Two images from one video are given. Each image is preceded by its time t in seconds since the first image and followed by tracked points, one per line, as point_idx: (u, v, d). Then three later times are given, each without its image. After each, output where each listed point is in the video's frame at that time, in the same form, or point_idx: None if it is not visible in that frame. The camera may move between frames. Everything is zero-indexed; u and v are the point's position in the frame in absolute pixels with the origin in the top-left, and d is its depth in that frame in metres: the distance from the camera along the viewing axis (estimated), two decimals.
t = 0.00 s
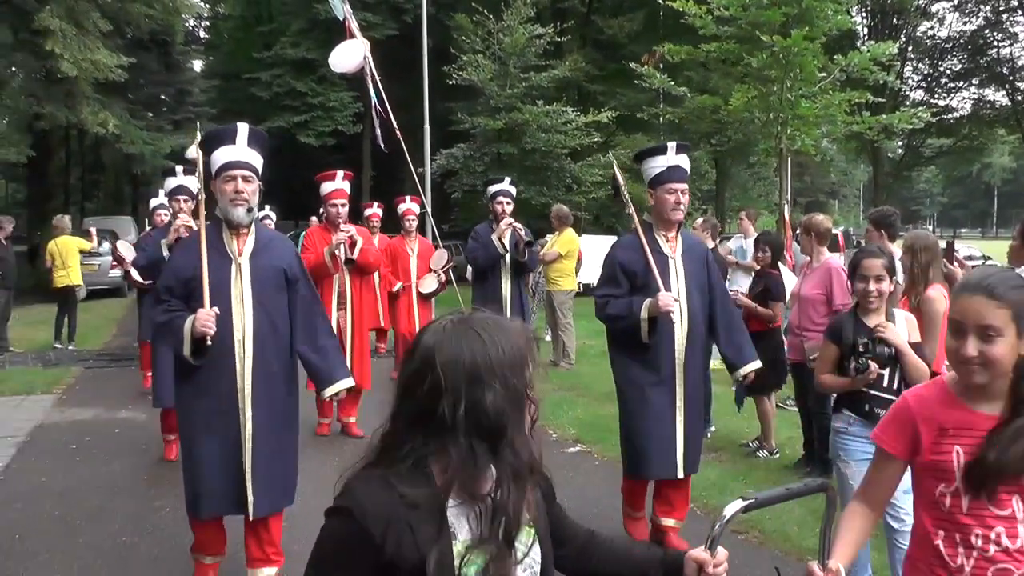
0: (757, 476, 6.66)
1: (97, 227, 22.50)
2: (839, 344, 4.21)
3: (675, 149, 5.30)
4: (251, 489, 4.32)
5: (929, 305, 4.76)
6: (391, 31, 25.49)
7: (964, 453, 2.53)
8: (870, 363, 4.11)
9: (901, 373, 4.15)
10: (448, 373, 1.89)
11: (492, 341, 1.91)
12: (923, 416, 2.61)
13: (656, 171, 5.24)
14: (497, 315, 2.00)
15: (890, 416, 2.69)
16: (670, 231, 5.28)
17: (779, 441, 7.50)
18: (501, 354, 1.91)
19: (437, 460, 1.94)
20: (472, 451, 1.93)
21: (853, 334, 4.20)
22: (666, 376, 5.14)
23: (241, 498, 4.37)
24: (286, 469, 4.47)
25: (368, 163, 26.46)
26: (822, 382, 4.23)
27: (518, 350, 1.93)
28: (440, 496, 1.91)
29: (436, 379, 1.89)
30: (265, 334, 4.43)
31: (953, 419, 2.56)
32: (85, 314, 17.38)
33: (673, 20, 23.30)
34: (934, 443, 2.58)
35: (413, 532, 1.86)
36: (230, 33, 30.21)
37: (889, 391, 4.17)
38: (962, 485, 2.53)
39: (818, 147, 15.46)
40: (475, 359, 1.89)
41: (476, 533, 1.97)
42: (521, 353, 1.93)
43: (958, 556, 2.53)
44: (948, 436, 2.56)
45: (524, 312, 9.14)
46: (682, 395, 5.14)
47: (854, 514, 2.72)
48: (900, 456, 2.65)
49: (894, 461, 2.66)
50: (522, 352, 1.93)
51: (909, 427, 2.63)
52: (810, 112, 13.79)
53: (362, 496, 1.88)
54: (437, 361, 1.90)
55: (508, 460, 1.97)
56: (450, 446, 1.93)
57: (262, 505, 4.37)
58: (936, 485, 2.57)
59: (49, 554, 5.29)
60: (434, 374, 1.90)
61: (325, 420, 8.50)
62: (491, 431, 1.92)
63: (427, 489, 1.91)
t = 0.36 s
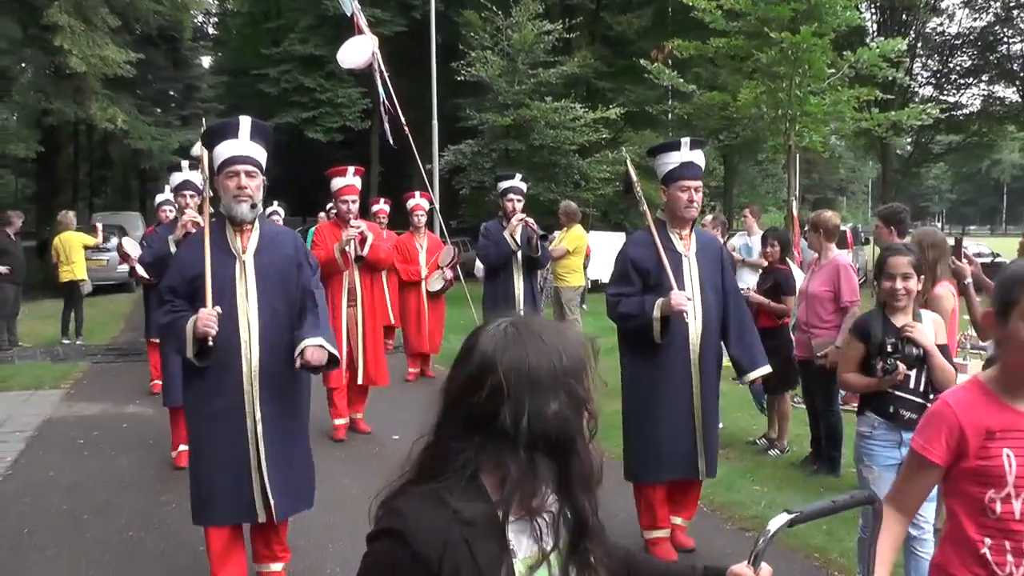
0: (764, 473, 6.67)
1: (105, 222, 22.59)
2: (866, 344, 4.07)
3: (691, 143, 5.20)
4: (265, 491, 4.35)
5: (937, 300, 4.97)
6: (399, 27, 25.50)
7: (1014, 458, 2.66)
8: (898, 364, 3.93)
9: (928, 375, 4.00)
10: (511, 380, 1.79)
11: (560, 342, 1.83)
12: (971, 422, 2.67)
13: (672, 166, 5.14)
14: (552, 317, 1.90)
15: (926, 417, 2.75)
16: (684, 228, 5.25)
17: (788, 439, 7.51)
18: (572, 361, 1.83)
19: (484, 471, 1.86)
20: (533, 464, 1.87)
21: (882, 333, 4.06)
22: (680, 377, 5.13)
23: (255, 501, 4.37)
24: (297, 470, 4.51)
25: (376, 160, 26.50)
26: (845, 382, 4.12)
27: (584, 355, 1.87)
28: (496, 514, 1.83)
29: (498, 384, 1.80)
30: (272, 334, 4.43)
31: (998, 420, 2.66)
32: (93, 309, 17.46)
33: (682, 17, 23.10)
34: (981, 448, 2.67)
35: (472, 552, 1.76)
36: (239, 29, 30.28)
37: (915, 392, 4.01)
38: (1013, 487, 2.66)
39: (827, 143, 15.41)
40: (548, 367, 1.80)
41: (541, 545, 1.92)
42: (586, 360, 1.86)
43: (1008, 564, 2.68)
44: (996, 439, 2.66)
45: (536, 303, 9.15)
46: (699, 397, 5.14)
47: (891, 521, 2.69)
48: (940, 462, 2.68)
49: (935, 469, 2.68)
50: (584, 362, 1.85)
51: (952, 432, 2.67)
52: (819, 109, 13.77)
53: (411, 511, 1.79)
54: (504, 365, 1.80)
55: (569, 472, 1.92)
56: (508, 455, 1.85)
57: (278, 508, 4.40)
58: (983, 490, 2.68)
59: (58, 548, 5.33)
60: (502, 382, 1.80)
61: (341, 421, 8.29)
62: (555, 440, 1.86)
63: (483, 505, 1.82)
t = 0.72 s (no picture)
0: (765, 472, 6.68)
1: (106, 219, 22.61)
2: (895, 347, 3.94)
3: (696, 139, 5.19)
4: (260, 495, 4.26)
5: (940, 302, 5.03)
6: (401, 24, 25.48)
7: None
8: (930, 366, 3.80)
9: (960, 378, 3.91)
10: (529, 381, 1.71)
11: (576, 341, 1.72)
12: (980, 434, 2.67)
13: (676, 162, 5.12)
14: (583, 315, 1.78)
15: (933, 431, 2.76)
16: (688, 225, 5.25)
17: (788, 437, 7.53)
18: (594, 363, 1.72)
19: (506, 483, 1.80)
20: (562, 473, 1.78)
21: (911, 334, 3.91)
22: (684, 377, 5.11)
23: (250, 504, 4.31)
24: (295, 473, 4.43)
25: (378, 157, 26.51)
26: (874, 388, 3.98)
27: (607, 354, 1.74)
28: (528, 534, 1.78)
29: (516, 385, 1.73)
30: (265, 333, 4.40)
31: (1008, 430, 2.68)
32: (93, 306, 17.48)
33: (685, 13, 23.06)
34: (990, 459, 2.67)
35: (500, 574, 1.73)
36: (241, 26, 30.30)
37: (947, 395, 3.90)
38: None
39: (829, 142, 15.39)
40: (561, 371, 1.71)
41: (575, 566, 1.84)
42: (614, 361, 1.74)
43: None
44: (1005, 451, 2.67)
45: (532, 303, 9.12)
46: (705, 399, 5.11)
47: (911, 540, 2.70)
48: (948, 475, 2.69)
49: (942, 482, 2.69)
50: (615, 366, 1.73)
51: (960, 445, 2.68)
52: (821, 107, 13.77)
53: (436, 536, 1.75)
54: (521, 367, 1.72)
55: (604, 479, 1.82)
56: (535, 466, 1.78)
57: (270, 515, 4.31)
58: (996, 504, 2.68)
59: (58, 545, 5.33)
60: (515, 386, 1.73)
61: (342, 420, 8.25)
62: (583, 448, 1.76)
63: (515, 526, 1.78)
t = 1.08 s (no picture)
0: (761, 470, 6.66)
1: (102, 214, 22.57)
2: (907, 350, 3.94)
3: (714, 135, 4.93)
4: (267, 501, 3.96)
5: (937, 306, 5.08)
6: (400, 20, 25.46)
7: None
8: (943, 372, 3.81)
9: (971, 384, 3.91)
10: (507, 397, 1.61)
11: (529, 347, 1.64)
12: (1000, 450, 2.61)
13: (695, 159, 4.86)
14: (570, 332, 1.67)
15: (945, 447, 2.66)
16: (706, 224, 4.95)
17: (784, 436, 7.52)
18: (543, 378, 1.62)
19: (483, 523, 1.64)
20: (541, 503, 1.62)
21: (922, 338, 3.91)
22: (703, 381, 4.82)
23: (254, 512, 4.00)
24: (302, 482, 4.11)
25: (375, 153, 26.47)
26: (881, 387, 4.06)
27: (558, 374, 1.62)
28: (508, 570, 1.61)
29: (491, 402, 1.63)
30: (277, 335, 4.09)
31: None
32: (89, 301, 17.45)
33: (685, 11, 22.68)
34: (1009, 473, 2.62)
35: None
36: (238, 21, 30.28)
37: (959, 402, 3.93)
38: None
39: (826, 141, 15.42)
40: (500, 379, 1.63)
41: None
42: (570, 381, 1.62)
43: None
44: None
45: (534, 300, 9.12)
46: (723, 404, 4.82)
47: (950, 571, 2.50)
48: (967, 493, 2.61)
49: (961, 501, 2.61)
50: (589, 378, 1.63)
51: (979, 460, 2.59)
52: (818, 106, 13.79)
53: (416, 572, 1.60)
54: (476, 372, 1.68)
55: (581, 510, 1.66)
56: (480, 501, 1.65)
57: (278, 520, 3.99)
58: (1012, 520, 2.65)
59: (53, 542, 5.29)
60: (466, 389, 1.69)
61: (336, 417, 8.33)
62: (522, 482, 1.62)
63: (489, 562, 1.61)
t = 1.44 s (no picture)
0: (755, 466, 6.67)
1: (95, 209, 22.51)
2: (920, 355, 3.88)
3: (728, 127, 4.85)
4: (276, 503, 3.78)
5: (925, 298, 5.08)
6: (394, 16, 25.44)
7: None
8: (957, 377, 3.74)
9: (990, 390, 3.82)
10: (535, 408, 1.57)
11: (562, 356, 1.58)
12: None
13: (708, 152, 4.78)
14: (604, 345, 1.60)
15: (1008, 458, 2.40)
16: (720, 219, 4.88)
17: (778, 432, 7.54)
18: (573, 396, 1.56)
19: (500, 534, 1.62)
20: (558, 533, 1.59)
21: (936, 343, 3.84)
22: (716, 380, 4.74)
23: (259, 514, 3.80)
24: (309, 487, 3.93)
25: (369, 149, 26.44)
26: (896, 395, 3.92)
27: (589, 393, 1.56)
28: None
29: (518, 415, 1.59)
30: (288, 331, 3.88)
31: None
32: (83, 297, 17.42)
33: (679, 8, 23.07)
34: None
35: None
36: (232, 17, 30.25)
37: (977, 408, 3.81)
38: None
39: (820, 137, 15.41)
40: (527, 393, 1.58)
41: None
42: (605, 402, 1.56)
43: None
44: None
45: (542, 308, 8.03)
46: (734, 403, 4.77)
47: None
48: None
49: None
50: (625, 398, 1.57)
51: None
52: (813, 102, 13.81)
53: None
54: (505, 381, 1.63)
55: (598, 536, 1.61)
56: (501, 520, 1.62)
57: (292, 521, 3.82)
58: None
59: (46, 539, 5.28)
60: (493, 399, 1.65)
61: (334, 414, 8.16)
62: (545, 505, 1.59)
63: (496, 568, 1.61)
